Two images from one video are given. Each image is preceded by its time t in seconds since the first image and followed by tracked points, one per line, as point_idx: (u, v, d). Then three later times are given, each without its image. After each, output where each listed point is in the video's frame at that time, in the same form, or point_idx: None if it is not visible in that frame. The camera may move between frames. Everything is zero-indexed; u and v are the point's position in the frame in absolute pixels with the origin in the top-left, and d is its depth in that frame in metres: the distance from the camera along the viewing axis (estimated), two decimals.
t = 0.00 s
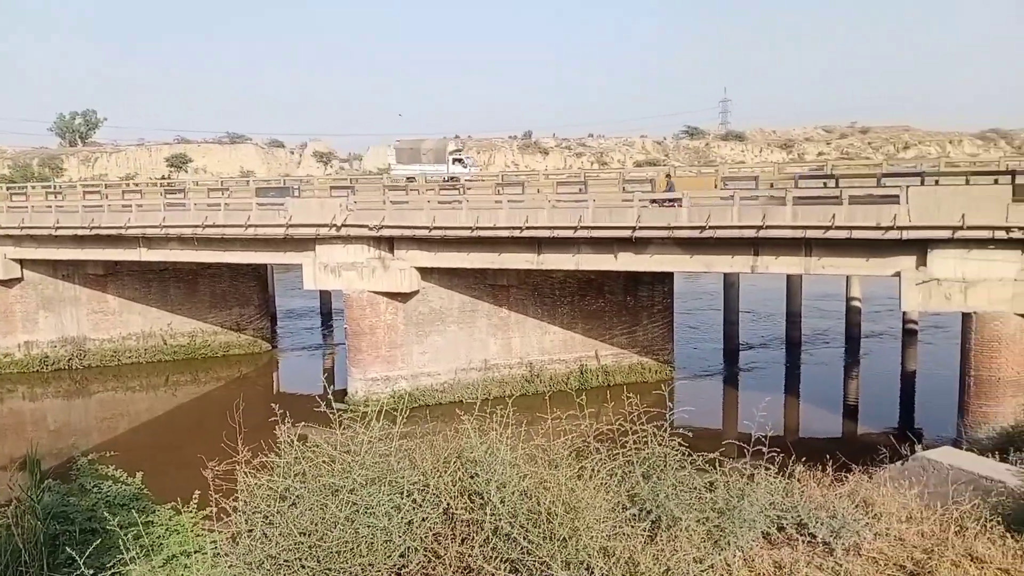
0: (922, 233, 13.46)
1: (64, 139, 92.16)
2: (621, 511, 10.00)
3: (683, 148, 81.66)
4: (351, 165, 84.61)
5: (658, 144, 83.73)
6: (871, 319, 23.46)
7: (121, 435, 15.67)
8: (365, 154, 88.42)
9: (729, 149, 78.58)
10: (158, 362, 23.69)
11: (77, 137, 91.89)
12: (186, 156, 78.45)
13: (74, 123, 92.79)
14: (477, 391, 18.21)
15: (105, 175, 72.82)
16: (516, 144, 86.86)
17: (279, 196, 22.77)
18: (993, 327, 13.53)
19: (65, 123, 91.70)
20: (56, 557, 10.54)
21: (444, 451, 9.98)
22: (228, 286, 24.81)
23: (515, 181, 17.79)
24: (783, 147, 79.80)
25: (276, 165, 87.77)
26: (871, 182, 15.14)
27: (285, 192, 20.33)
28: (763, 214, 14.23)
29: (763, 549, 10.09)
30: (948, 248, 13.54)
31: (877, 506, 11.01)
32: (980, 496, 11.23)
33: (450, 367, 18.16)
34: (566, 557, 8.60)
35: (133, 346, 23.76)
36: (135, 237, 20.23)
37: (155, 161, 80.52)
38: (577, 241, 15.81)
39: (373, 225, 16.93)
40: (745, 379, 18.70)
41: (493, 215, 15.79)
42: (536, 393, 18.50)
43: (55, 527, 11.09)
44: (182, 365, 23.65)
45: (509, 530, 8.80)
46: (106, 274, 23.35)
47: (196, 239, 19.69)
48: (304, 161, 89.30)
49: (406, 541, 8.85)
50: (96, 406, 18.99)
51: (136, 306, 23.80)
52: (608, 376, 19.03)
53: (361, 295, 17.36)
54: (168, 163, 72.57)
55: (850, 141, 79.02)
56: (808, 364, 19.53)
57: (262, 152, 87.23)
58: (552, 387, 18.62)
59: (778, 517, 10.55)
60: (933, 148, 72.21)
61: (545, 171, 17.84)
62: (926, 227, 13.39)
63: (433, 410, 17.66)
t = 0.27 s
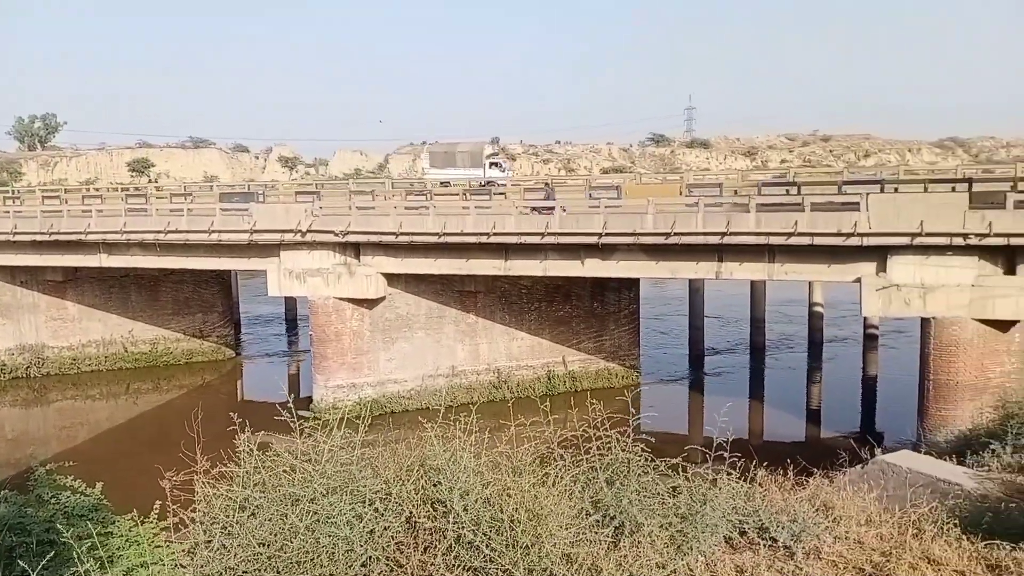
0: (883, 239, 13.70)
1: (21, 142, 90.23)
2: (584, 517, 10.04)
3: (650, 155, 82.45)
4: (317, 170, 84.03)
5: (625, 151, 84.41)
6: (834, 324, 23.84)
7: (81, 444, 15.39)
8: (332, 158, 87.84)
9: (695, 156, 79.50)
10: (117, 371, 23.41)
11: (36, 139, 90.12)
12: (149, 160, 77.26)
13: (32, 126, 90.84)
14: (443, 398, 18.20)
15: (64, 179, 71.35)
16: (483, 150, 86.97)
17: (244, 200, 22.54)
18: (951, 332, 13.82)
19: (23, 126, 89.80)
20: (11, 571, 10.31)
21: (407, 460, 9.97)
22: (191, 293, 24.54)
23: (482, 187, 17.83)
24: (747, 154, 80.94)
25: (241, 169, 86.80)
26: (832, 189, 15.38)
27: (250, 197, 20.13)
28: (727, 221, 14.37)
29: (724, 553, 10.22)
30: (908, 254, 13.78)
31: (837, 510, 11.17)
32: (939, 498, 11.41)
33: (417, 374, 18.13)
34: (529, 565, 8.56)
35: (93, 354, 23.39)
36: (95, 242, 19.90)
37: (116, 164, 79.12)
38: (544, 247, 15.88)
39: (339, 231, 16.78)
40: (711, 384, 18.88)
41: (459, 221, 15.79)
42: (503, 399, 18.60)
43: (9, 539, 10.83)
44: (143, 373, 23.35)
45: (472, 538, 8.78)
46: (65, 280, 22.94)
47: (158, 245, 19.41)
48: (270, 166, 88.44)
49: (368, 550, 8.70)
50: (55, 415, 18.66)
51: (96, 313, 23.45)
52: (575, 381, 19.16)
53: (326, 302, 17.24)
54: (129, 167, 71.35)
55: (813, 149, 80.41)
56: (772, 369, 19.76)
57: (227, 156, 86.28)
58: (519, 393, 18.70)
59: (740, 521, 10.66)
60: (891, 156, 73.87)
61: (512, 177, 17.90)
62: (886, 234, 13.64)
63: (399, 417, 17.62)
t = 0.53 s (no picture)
0: (858, 245, 13.86)
1: None
2: (560, 522, 10.06)
3: (629, 161, 82.95)
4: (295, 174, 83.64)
5: (604, 158, 84.87)
6: (811, 329, 24.08)
7: (55, 451, 15.24)
8: (310, 162, 87.43)
9: (672, 162, 80.05)
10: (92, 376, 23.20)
11: (8, 142, 88.97)
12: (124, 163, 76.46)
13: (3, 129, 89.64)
14: (422, 403, 18.18)
15: (35, 183, 70.37)
16: (464, 155, 87.00)
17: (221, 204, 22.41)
18: (925, 336, 13.97)
19: None
20: None
21: (383, 466, 9.96)
22: (166, 298, 24.36)
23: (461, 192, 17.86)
24: (725, 160, 81.63)
25: (218, 173, 86.16)
26: (807, 196, 15.55)
27: (227, 201, 20.02)
28: (704, 227, 14.51)
29: (700, 558, 10.22)
30: (882, 259, 13.96)
31: (811, 513, 11.27)
32: (912, 502, 11.54)
33: (396, 379, 18.09)
34: (504, 570, 8.64)
35: (67, 359, 23.15)
36: (69, 247, 19.70)
37: (91, 168, 78.24)
38: (523, 252, 15.93)
39: (317, 235, 16.77)
40: (689, 389, 19.00)
41: (438, 226, 15.80)
42: (482, 404, 18.64)
43: None
44: (119, 379, 23.15)
45: (447, 544, 8.77)
46: (39, 284, 22.70)
47: (134, 249, 19.24)
48: (247, 170, 87.87)
49: (343, 557, 8.65)
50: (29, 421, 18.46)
51: (71, 318, 23.21)
52: (555, 386, 19.24)
53: (304, 306, 17.17)
54: (103, 170, 70.52)
55: (790, 155, 81.25)
56: (750, 374, 19.92)
57: (203, 159, 85.64)
58: (498, 398, 18.74)
59: (715, 525, 10.72)
60: (866, 162, 74.88)
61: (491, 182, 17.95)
62: (861, 240, 13.81)
63: (378, 423, 17.58)
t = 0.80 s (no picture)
0: (839, 250, 13.95)
1: None
2: (543, 530, 10.04)
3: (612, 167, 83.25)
4: (277, 180, 83.33)
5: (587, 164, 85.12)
6: (794, 333, 24.23)
7: (34, 460, 15.10)
8: (293, 168, 87.11)
9: (655, 168, 80.39)
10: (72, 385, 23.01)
11: None
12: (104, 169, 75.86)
13: None
14: (406, 410, 18.13)
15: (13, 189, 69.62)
16: (449, 161, 87.07)
17: (202, 210, 22.28)
18: (906, 340, 14.05)
19: None
20: None
21: (365, 475, 9.93)
22: (148, 306, 24.20)
23: (445, 198, 17.88)
24: (707, 166, 82.08)
25: (200, 179, 85.68)
26: (788, 201, 15.64)
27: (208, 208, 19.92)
28: (687, 232, 14.57)
29: (684, 564, 10.18)
30: (863, 264, 14.06)
31: (793, 518, 11.30)
32: (893, 504, 11.60)
33: (379, 386, 18.04)
34: None
35: (47, 367, 22.94)
36: (49, 254, 19.54)
37: (71, 175, 77.56)
38: (507, 258, 15.95)
39: (300, 242, 16.72)
40: (673, 394, 19.06)
41: (422, 232, 15.82)
42: (466, 411, 18.63)
43: None
44: (99, 387, 22.97)
45: (429, 553, 8.74)
46: (18, 292, 22.50)
47: (114, 256, 19.10)
48: (229, 176, 87.41)
49: (323, 567, 8.61)
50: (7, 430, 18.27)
51: (50, 326, 23.02)
52: (539, 392, 19.27)
53: (287, 313, 17.10)
54: (82, 177, 69.92)
55: (771, 161, 81.84)
56: (733, 378, 20.01)
57: (184, 165, 85.17)
58: (483, 404, 18.75)
59: (698, 531, 10.71)
60: (847, 168, 75.48)
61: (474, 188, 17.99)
62: (842, 244, 13.89)
63: (361, 430, 17.53)
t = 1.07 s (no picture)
0: (817, 256, 14.05)
1: None
2: (520, 539, 10.05)
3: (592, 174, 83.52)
4: (256, 186, 82.87)
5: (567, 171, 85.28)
6: (773, 338, 24.42)
7: (7, 470, 14.93)
8: (272, 173, 86.65)
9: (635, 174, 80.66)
10: (47, 394, 22.78)
11: None
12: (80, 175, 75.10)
13: None
14: (386, 417, 18.06)
15: None
16: (431, 165, 86.86)
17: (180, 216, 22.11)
18: (882, 346, 14.20)
19: None
20: None
21: (341, 486, 9.91)
22: (124, 313, 24.00)
23: (425, 204, 17.84)
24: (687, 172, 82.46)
25: (178, 185, 85.00)
26: (766, 208, 15.75)
27: (186, 214, 19.78)
28: (666, 238, 14.62)
29: (660, 571, 10.16)
30: (840, 271, 14.16)
31: (769, 524, 11.37)
32: (869, 510, 11.68)
33: (359, 394, 17.97)
34: None
35: (20, 376, 22.71)
36: (23, 261, 19.33)
37: (46, 180, 76.71)
38: (487, 264, 15.95)
39: (278, 248, 16.65)
40: (653, 399, 19.14)
41: (402, 238, 15.78)
42: (446, 418, 18.60)
43: None
44: (75, 396, 22.77)
45: (404, 564, 8.72)
46: None
47: (90, 263, 18.92)
48: (207, 181, 86.76)
49: None
50: None
51: (25, 333, 22.78)
52: (519, 398, 19.30)
53: (265, 320, 17.02)
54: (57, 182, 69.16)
55: (751, 167, 82.36)
56: (713, 384, 20.12)
57: (161, 170, 84.47)
58: (463, 411, 18.74)
59: (675, 538, 10.74)
60: (826, 174, 76.08)
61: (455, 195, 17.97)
62: (819, 250, 14.00)
63: (340, 438, 17.46)
